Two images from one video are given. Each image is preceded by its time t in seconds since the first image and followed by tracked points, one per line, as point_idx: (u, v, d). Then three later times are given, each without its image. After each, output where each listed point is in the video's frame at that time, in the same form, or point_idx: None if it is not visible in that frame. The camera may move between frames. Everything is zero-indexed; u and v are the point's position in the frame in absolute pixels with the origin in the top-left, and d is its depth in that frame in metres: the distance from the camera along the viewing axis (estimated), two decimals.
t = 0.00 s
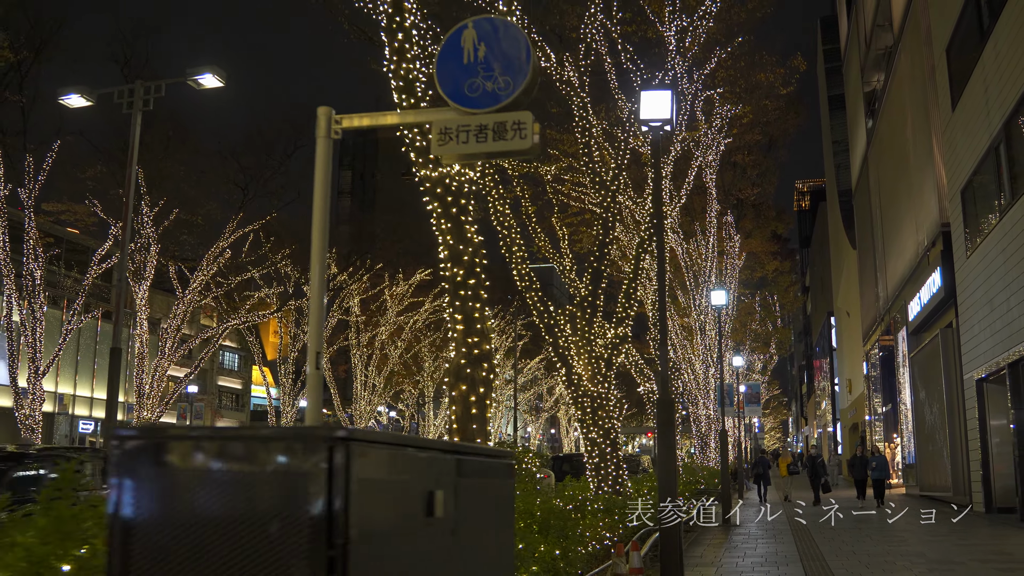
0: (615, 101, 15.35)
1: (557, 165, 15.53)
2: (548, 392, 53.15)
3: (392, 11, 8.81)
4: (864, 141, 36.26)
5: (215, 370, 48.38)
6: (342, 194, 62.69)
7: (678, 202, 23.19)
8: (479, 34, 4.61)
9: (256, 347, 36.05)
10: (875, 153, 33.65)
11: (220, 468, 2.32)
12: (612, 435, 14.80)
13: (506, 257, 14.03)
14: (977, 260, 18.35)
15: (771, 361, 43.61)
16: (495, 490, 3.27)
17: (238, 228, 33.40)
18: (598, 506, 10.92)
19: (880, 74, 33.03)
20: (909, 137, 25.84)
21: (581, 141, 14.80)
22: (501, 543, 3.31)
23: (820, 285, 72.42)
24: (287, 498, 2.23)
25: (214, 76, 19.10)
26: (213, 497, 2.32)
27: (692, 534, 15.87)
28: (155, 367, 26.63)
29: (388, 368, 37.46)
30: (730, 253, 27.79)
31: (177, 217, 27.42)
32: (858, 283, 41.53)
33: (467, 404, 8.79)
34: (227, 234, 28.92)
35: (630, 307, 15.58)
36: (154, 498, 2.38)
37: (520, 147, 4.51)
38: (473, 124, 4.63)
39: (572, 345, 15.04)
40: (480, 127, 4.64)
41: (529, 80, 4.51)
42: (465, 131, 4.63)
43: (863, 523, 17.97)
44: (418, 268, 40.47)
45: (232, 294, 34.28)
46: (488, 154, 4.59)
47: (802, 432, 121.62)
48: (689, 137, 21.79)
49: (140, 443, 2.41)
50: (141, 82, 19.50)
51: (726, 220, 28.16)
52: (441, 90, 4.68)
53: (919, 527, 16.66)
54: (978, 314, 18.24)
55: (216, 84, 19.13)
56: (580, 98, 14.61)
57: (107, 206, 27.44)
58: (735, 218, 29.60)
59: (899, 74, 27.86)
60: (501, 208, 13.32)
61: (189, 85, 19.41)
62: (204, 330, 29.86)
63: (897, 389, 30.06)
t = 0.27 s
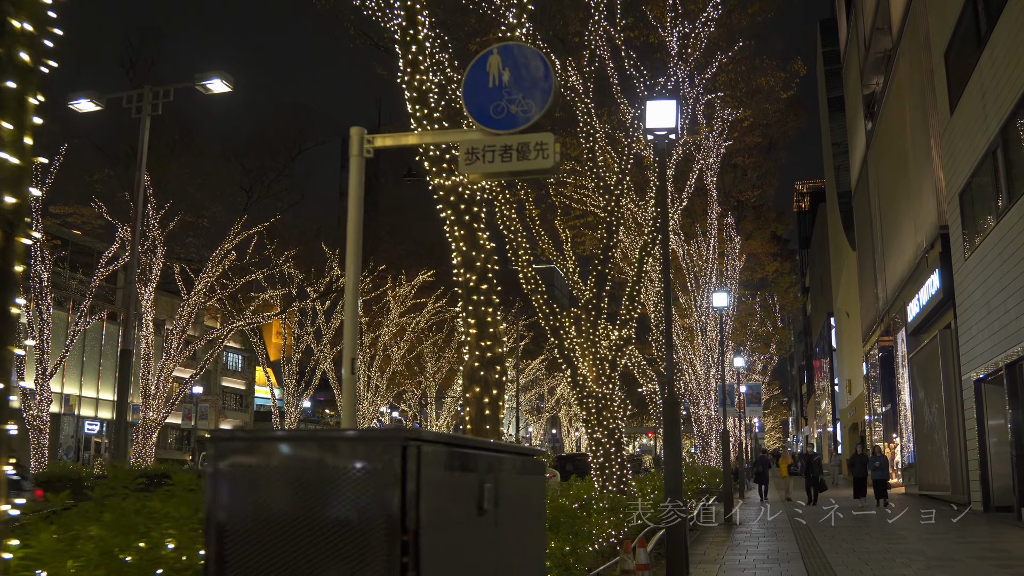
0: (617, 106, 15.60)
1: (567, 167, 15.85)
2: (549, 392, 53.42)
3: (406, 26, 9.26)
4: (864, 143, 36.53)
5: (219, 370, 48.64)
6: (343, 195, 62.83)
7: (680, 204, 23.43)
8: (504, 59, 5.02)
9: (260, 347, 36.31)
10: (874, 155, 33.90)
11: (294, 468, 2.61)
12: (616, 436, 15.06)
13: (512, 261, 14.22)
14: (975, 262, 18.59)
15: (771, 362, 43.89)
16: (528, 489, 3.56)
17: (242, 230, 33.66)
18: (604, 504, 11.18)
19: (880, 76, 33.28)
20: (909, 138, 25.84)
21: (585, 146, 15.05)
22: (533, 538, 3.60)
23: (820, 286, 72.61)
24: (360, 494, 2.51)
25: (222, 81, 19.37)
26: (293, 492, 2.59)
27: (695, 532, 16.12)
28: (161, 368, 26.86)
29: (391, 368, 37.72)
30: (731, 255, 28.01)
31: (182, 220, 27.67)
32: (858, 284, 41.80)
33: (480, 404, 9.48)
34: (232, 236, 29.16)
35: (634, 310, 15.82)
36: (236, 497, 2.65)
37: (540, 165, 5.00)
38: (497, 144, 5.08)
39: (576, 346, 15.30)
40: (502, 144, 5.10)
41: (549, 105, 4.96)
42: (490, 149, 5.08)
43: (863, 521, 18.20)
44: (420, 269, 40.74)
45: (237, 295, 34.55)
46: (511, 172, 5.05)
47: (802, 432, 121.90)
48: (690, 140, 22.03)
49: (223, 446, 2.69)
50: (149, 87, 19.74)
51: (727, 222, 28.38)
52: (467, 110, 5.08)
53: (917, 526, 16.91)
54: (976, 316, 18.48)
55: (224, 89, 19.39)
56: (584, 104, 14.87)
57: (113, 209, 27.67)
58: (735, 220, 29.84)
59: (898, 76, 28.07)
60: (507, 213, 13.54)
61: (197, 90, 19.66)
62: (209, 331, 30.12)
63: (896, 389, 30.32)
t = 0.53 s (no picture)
0: (619, 110, 15.83)
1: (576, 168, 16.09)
2: (550, 393, 53.54)
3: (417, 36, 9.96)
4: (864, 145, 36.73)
5: (221, 371, 48.76)
6: (345, 196, 62.93)
7: (681, 206, 23.59)
8: (521, 84, 5.60)
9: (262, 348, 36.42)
10: (874, 157, 34.11)
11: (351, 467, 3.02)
12: (619, 436, 15.22)
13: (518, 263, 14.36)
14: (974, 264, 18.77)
15: (771, 362, 44.05)
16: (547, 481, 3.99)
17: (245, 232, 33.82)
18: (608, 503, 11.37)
19: (880, 78, 33.47)
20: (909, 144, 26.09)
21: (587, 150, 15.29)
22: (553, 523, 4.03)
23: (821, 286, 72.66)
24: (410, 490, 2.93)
25: (228, 84, 19.54)
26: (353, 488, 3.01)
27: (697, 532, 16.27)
28: (164, 369, 26.94)
29: (393, 369, 37.87)
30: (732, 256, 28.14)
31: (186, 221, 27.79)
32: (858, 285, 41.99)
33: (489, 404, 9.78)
34: (235, 237, 29.29)
35: (637, 313, 16.04)
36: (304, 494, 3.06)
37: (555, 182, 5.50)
38: (516, 161, 5.60)
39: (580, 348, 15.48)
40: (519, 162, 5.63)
41: (563, 126, 5.50)
42: (508, 166, 5.62)
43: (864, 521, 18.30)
44: (422, 271, 40.90)
45: (239, 296, 34.70)
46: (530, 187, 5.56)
47: (803, 433, 121.95)
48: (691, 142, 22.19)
49: (290, 450, 3.10)
50: (155, 90, 19.87)
51: (727, 223, 28.53)
52: (488, 129, 5.63)
53: (917, 524, 17.08)
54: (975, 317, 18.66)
55: (230, 93, 19.56)
56: (587, 109, 15.12)
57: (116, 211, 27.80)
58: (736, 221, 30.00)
59: (898, 78, 28.23)
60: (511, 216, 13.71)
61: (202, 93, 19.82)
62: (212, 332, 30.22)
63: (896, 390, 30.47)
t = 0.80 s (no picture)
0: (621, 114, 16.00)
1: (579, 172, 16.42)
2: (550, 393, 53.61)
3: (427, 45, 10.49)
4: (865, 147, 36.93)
5: (221, 371, 48.86)
6: (345, 196, 63.02)
7: (683, 208, 23.71)
8: (536, 107, 6.15)
9: (263, 347, 36.49)
10: (875, 158, 34.25)
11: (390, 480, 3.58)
12: (622, 437, 15.36)
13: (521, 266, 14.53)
14: (973, 266, 18.92)
15: (772, 363, 44.16)
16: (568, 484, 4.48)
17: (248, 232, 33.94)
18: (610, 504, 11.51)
19: (880, 80, 33.61)
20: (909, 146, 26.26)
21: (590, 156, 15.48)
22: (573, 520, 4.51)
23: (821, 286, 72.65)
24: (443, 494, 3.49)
25: (233, 87, 19.67)
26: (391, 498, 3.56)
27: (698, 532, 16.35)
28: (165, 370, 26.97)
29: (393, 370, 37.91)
30: (733, 257, 28.19)
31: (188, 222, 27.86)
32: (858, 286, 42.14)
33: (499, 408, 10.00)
34: (237, 238, 29.37)
35: (638, 316, 16.26)
36: (349, 507, 3.61)
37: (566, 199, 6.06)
38: (531, 179, 6.14)
39: (583, 350, 15.65)
40: (533, 179, 6.18)
41: (575, 148, 6.07)
42: (522, 184, 6.15)
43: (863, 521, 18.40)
44: (423, 271, 41.02)
45: (241, 296, 34.77)
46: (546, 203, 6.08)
47: (803, 433, 122.06)
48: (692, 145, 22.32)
49: (341, 456, 3.67)
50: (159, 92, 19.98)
51: (728, 225, 28.65)
52: (503, 148, 6.18)
53: (915, 524, 17.22)
54: (974, 322, 18.79)
55: (234, 95, 19.70)
56: (591, 113, 15.30)
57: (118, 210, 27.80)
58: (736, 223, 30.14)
59: (898, 80, 28.39)
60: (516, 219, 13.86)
61: (206, 95, 19.92)
62: (213, 332, 30.29)
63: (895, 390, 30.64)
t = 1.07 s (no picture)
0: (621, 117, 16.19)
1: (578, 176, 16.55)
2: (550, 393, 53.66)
3: (435, 55, 11.39)
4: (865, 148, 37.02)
5: (221, 371, 48.89)
6: (344, 195, 63.09)
7: (684, 209, 23.77)
8: (551, 128, 6.97)
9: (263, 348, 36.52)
10: (875, 160, 34.31)
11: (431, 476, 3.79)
12: (623, 438, 15.51)
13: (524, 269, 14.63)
14: (973, 268, 19.00)
15: (772, 363, 44.24)
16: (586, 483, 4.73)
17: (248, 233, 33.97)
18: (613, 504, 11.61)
19: (881, 81, 33.68)
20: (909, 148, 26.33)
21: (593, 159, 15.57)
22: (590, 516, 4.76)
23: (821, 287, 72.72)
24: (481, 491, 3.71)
25: (236, 89, 19.71)
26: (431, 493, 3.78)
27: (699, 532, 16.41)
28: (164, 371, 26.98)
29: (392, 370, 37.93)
30: (733, 258, 28.19)
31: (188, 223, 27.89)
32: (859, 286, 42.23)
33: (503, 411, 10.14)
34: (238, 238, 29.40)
35: (640, 318, 16.38)
36: (389, 502, 3.83)
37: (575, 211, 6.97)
38: (544, 194, 7.01)
39: (585, 352, 15.78)
40: (546, 192, 7.06)
41: (584, 165, 6.93)
42: (537, 198, 7.02)
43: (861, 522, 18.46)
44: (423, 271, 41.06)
45: (241, 296, 34.79)
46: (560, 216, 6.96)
47: (803, 433, 122.08)
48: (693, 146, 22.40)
49: (380, 460, 3.90)
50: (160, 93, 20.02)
51: (728, 226, 28.71)
52: (519, 164, 7.02)
53: (915, 524, 17.30)
54: (974, 323, 18.87)
55: (237, 97, 19.75)
56: (593, 117, 15.40)
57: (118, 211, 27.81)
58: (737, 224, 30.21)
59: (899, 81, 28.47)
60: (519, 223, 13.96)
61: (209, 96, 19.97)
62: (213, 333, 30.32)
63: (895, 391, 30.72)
